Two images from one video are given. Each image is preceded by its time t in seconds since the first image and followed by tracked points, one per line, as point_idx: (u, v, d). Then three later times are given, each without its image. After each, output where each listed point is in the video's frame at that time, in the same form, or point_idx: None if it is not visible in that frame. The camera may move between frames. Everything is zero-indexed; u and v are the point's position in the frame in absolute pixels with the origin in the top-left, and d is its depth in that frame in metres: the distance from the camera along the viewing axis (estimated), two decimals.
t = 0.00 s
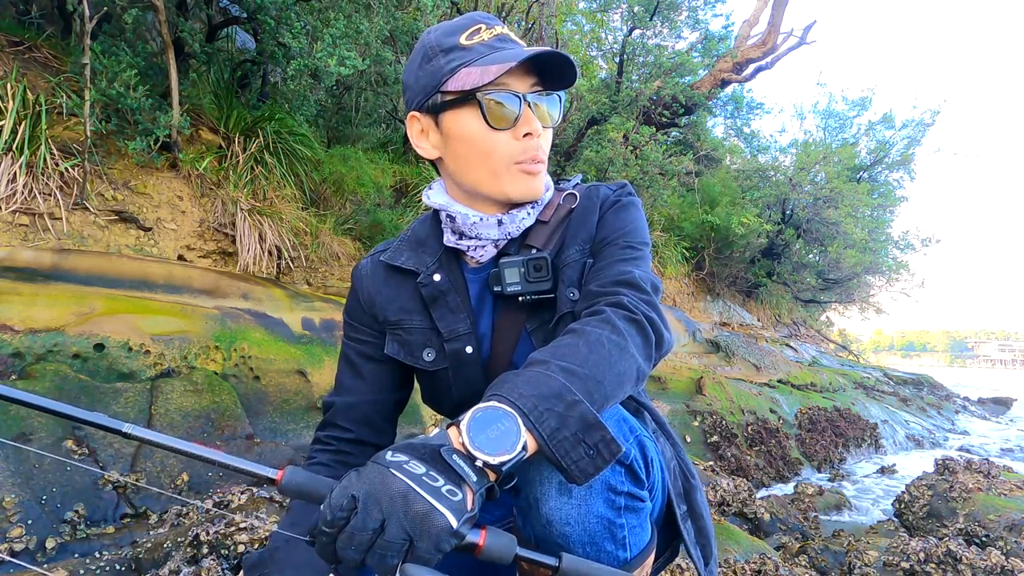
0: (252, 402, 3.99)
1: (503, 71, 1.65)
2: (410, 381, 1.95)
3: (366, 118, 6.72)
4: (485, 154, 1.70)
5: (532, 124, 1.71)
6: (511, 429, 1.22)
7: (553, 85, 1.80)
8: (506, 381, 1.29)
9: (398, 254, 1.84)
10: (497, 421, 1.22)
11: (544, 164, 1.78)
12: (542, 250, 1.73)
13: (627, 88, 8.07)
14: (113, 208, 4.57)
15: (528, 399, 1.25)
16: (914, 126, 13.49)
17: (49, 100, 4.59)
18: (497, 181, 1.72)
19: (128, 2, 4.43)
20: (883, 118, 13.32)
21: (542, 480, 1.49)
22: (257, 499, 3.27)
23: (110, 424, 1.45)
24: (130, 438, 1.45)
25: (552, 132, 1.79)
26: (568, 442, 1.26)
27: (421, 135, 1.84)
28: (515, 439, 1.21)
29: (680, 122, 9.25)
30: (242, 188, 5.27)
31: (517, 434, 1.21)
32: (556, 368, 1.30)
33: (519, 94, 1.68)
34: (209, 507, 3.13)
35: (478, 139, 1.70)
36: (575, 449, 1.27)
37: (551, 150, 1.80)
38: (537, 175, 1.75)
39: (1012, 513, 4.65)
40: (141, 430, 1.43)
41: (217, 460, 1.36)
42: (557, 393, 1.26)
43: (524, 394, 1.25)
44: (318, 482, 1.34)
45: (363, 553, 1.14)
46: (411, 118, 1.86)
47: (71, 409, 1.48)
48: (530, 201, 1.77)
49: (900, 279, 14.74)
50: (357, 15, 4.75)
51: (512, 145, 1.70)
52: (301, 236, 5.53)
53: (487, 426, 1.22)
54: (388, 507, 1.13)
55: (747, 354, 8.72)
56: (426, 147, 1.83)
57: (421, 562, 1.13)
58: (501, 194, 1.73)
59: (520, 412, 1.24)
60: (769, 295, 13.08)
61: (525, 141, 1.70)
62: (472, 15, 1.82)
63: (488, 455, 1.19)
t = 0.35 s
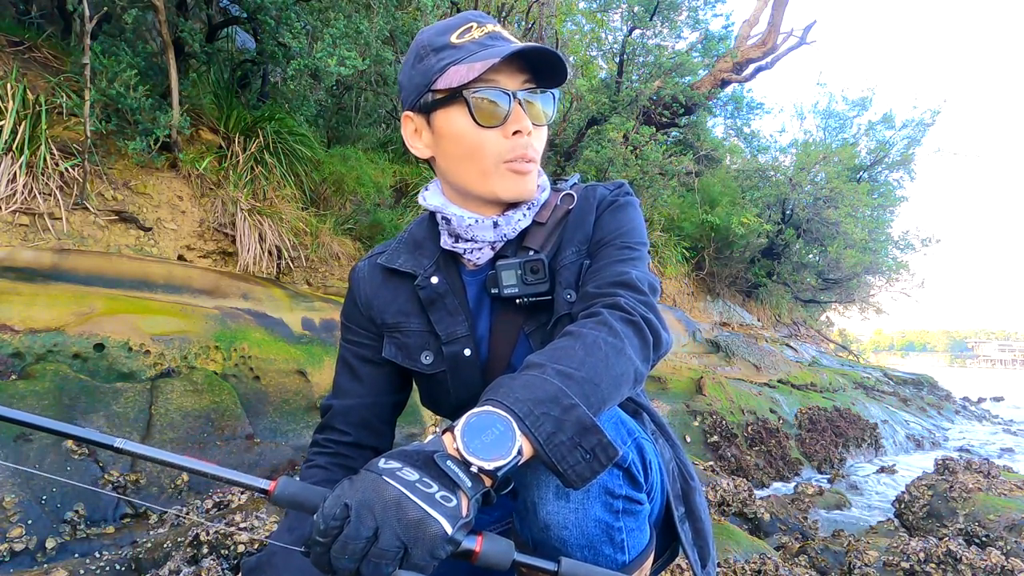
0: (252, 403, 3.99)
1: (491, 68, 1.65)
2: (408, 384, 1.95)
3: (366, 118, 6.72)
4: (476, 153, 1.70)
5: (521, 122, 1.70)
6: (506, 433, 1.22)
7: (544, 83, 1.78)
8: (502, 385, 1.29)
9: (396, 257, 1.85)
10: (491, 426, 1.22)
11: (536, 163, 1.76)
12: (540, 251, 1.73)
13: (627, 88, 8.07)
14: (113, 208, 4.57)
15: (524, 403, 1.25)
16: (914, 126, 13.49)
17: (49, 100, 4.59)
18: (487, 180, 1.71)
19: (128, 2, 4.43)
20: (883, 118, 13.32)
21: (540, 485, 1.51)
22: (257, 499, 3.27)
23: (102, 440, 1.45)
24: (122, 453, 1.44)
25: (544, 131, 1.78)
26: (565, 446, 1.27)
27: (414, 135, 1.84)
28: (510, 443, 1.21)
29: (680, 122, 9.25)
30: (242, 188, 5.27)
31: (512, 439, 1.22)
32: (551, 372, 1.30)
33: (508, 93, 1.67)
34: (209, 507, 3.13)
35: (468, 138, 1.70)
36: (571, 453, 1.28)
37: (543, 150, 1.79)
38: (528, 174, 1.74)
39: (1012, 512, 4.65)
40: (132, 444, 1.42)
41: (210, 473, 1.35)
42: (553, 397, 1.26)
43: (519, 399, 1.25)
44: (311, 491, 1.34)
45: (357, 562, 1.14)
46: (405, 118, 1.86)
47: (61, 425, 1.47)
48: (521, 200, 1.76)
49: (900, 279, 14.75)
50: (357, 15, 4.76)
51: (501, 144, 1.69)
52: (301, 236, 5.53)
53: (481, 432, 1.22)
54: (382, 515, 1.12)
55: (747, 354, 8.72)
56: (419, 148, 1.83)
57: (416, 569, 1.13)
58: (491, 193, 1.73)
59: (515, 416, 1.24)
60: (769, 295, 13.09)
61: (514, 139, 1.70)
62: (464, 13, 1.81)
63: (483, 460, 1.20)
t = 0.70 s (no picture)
0: (252, 403, 3.99)
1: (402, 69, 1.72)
2: (410, 382, 1.95)
3: (366, 118, 6.72)
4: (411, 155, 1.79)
5: (433, 118, 1.70)
6: (504, 436, 1.21)
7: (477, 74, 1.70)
8: (501, 387, 1.28)
9: (397, 254, 1.86)
10: (490, 428, 1.22)
11: (460, 155, 1.71)
12: (539, 250, 1.73)
13: (627, 88, 8.08)
14: (114, 208, 4.57)
15: (523, 406, 1.25)
16: (914, 126, 13.49)
17: (49, 100, 4.59)
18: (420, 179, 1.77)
19: (128, 2, 4.42)
20: (883, 118, 13.32)
21: (539, 487, 1.49)
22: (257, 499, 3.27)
23: (98, 442, 1.44)
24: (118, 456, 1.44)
25: (476, 124, 1.70)
26: (564, 450, 1.27)
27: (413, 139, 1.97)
28: (509, 446, 1.21)
29: (679, 122, 9.26)
30: (242, 188, 5.27)
31: (511, 441, 1.21)
32: (551, 374, 1.30)
33: (421, 93, 1.71)
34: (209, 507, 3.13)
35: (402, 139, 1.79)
36: (571, 456, 1.28)
37: (475, 140, 1.71)
38: (445, 169, 1.71)
39: (1013, 513, 4.65)
40: (131, 447, 1.42)
41: (210, 478, 1.35)
42: (553, 400, 1.26)
43: (519, 401, 1.25)
44: (309, 494, 1.33)
45: (356, 565, 1.13)
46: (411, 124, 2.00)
47: (58, 429, 1.47)
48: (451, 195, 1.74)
49: (900, 279, 14.76)
50: (357, 14, 4.75)
51: (418, 143, 1.73)
52: (301, 236, 5.53)
53: (479, 435, 1.22)
54: (381, 518, 1.12)
55: (747, 354, 8.72)
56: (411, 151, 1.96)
57: (416, 571, 1.12)
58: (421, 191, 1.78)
59: (515, 419, 1.24)
60: (769, 295, 13.09)
61: (426, 137, 1.71)
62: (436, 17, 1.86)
63: (482, 463, 1.19)
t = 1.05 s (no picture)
0: (252, 403, 3.99)
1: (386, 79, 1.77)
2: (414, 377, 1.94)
3: (366, 118, 6.72)
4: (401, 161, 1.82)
5: (415, 119, 1.72)
6: (502, 440, 1.22)
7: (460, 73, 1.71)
8: (500, 389, 1.28)
9: (400, 255, 1.88)
10: (488, 433, 1.22)
11: (442, 153, 1.72)
12: (536, 250, 1.73)
13: (627, 88, 8.08)
14: (114, 208, 4.57)
15: (520, 409, 1.25)
16: (914, 126, 13.49)
17: (49, 100, 4.59)
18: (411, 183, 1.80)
19: (128, 2, 4.43)
20: (883, 118, 13.33)
21: (537, 489, 1.50)
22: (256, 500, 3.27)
23: (96, 448, 1.44)
24: (116, 461, 1.44)
25: (457, 122, 1.70)
26: (563, 452, 1.27)
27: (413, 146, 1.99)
28: (507, 451, 1.21)
29: (679, 122, 9.26)
30: (242, 188, 5.27)
31: (509, 446, 1.22)
32: (549, 377, 1.29)
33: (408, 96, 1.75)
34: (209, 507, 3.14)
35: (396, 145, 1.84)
36: (570, 459, 1.28)
37: (456, 137, 1.71)
38: (427, 167, 1.73)
39: (1012, 513, 4.65)
40: (128, 452, 1.42)
41: (208, 482, 1.35)
42: (550, 403, 1.26)
43: (517, 405, 1.25)
44: (307, 500, 1.33)
45: (354, 573, 1.13)
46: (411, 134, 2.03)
47: (56, 434, 1.47)
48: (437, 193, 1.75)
49: (900, 279, 14.75)
50: (357, 15, 4.76)
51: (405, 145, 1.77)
52: (301, 236, 5.53)
53: (478, 439, 1.22)
54: (379, 525, 1.12)
55: (747, 354, 8.72)
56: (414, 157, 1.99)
57: None
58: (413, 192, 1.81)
59: (512, 423, 1.24)
60: (769, 295, 13.09)
61: (410, 138, 1.74)
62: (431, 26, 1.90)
63: (481, 469, 1.20)
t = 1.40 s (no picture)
0: (252, 402, 4.00)
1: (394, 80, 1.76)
2: (415, 378, 1.94)
3: (366, 118, 6.71)
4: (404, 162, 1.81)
5: (422, 120, 1.72)
6: (507, 436, 1.22)
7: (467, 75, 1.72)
8: (503, 386, 1.28)
9: (402, 257, 1.88)
10: (492, 428, 1.22)
11: (450, 154, 1.71)
12: (537, 251, 1.73)
13: (627, 88, 8.08)
14: (113, 208, 4.57)
15: (525, 405, 1.24)
16: (914, 126, 13.49)
17: (49, 100, 4.58)
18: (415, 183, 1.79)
19: (128, 2, 4.43)
20: (883, 118, 13.32)
21: (539, 486, 1.50)
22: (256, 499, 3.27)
23: (100, 447, 1.44)
24: (120, 460, 1.43)
25: (465, 123, 1.70)
26: (566, 448, 1.27)
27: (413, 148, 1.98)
28: (511, 447, 1.21)
29: (679, 122, 9.26)
30: (242, 187, 5.27)
31: (513, 441, 1.21)
32: (552, 374, 1.29)
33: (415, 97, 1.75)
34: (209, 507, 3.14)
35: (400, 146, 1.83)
36: (573, 455, 1.28)
37: (466, 138, 1.71)
38: (435, 167, 1.72)
39: (1013, 513, 4.64)
40: (132, 452, 1.42)
41: (213, 480, 1.35)
42: (554, 399, 1.26)
43: (520, 401, 1.25)
44: (313, 497, 1.33)
45: (361, 568, 1.13)
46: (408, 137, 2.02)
47: (58, 434, 1.46)
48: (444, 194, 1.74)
49: (900, 279, 14.75)
50: (357, 15, 4.75)
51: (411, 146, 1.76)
52: (301, 236, 5.53)
53: (482, 435, 1.22)
54: (386, 521, 1.12)
55: (747, 354, 8.72)
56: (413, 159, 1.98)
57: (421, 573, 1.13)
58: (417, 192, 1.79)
59: (516, 419, 1.24)
60: (769, 295, 13.09)
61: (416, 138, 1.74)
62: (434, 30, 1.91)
63: (486, 464, 1.20)
